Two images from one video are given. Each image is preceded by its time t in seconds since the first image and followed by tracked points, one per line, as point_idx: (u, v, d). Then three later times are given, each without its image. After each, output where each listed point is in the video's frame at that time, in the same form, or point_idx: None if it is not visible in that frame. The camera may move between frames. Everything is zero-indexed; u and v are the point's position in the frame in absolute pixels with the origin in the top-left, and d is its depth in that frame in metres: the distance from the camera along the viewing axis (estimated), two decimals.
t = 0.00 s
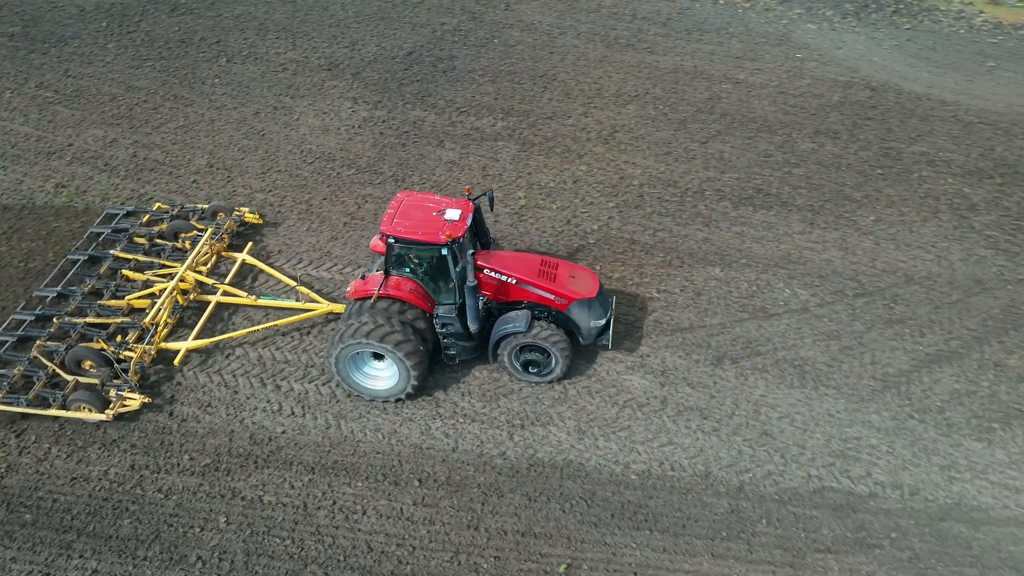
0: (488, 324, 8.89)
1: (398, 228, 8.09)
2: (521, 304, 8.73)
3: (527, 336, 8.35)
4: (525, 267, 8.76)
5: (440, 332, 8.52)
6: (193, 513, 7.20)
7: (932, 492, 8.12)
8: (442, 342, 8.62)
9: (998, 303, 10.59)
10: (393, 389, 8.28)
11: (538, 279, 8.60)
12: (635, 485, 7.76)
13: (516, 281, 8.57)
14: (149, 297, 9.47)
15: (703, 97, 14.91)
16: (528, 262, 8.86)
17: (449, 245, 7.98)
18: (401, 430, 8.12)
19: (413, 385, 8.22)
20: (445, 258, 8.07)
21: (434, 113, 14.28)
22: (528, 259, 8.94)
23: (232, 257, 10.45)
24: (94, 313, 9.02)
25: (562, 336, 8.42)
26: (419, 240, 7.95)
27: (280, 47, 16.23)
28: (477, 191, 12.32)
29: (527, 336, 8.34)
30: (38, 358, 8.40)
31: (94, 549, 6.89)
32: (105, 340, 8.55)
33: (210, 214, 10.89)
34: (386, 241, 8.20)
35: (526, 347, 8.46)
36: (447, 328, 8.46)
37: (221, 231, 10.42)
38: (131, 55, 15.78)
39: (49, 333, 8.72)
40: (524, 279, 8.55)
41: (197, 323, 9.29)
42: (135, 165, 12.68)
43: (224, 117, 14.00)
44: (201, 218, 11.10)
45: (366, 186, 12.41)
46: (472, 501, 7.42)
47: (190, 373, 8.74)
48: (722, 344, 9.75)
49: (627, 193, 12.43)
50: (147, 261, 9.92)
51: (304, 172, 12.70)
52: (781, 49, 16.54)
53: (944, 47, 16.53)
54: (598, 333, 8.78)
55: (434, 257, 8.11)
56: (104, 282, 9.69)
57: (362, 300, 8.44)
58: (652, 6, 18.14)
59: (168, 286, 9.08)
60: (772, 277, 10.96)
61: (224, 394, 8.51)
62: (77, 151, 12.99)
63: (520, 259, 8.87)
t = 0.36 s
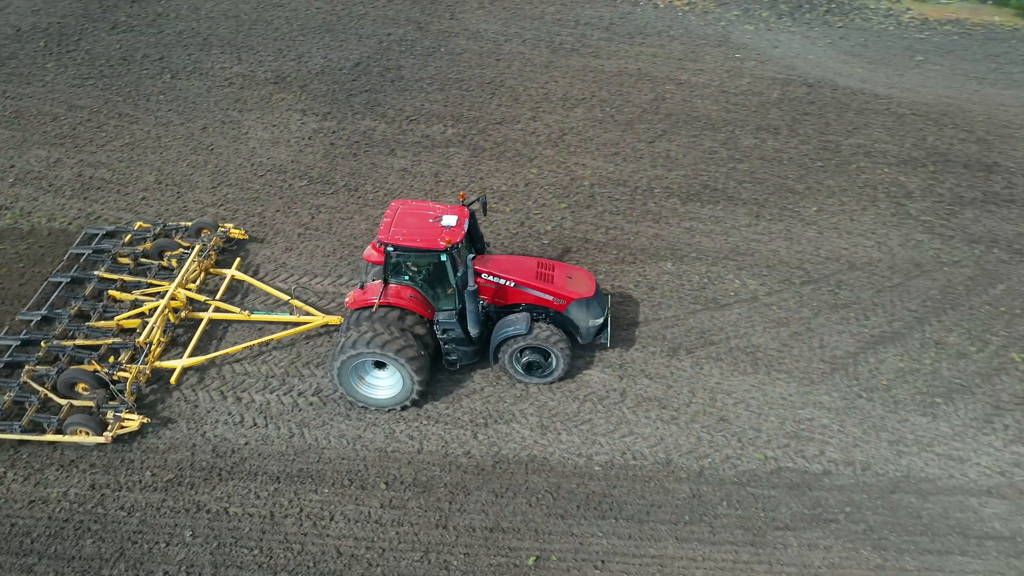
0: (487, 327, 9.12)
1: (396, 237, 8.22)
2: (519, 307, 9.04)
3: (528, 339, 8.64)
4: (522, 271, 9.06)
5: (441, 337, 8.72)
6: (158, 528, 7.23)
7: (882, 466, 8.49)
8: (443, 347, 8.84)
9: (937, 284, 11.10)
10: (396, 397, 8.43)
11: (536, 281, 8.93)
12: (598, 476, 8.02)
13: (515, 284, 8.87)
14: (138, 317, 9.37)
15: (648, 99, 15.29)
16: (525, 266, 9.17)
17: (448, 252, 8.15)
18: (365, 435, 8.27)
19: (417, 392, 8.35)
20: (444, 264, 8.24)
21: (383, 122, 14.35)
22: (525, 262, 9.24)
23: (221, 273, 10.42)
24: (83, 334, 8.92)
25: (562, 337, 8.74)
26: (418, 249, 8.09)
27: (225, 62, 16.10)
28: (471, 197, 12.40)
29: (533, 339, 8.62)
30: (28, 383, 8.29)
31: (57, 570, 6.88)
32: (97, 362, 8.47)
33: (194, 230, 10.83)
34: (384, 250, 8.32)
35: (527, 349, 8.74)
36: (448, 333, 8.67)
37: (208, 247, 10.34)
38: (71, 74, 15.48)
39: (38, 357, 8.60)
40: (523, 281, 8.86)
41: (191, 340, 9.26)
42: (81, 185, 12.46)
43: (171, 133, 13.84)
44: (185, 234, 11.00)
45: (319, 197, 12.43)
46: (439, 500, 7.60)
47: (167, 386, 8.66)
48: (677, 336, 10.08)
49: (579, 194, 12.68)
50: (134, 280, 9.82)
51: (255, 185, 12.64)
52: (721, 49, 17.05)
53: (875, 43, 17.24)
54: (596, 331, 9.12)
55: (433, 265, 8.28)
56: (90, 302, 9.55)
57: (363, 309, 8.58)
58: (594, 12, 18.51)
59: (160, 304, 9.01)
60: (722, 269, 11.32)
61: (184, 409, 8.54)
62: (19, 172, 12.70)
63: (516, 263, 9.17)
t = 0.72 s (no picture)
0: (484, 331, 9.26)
1: (393, 245, 8.31)
2: (516, 310, 9.25)
3: (529, 340, 8.83)
4: (517, 274, 9.29)
5: (441, 343, 8.79)
6: (120, 549, 7.16)
7: (835, 448, 8.83)
8: (444, 354, 8.90)
9: (879, 272, 11.57)
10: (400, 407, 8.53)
11: (532, 284, 9.17)
12: (562, 472, 8.21)
13: (512, 287, 9.09)
14: (129, 337, 9.26)
15: (595, 104, 15.62)
16: (520, 270, 9.41)
17: (447, 257, 8.26)
18: (329, 444, 8.31)
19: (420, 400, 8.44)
20: (443, 270, 8.35)
21: (334, 135, 14.35)
22: (519, 267, 9.50)
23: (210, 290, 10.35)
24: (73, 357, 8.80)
25: (561, 336, 8.97)
26: (416, 255, 8.19)
27: (170, 79, 15.90)
28: (466, 203, 12.68)
29: (537, 340, 8.83)
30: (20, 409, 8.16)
31: None
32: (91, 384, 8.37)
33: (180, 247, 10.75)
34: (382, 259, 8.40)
35: (528, 351, 8.94)
36: (449, 339, 8.73)
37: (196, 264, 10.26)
38: (10, 97, 15.12)
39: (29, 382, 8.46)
40: (521, 284, 9.09)
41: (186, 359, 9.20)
42: (25, 208, 12.19)
43: (117, 152, 13.61)
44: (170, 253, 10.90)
45: (272, 211, 12.37)
46: (406, 504, 7.69)
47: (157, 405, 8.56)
48: (632, 333, 10.35)
49: (531, 199, 12.87)
50: (121, 300, 9.71)
51: (207, 202, 12.51)
52: (664, 54, 17.51)
53: (810, 44, 17.88)
54: (593, 330, 9.40)
55: (432, 271, 8.38)
56: (78, 325, 9.40)
57: (363, 319, 8.64)
58: (539, 21, 18.82)
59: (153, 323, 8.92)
60: (674, 266, 11.63)
61: (142, 427, 8.45)
62: None
63: (511, 267, 9.41)
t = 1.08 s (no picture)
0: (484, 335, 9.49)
1: (392, 253, 8.49)
2: (514, 313, 9.53)
3: (528, 343, 9.11)
4: (515, 279, 9.58)
5: (442, 350, 8.98)
6: (82, 572, 7.17)
7: (790, 436, 9.13)
8: (445, 360, 9.08)
9: (825, 266, 12.00)
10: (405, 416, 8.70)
11: (529, 287, 9.45)
12: (527, 472, 8.40)
13: (511, 290, 9.39)
14: (122, 356, 9.21)
15: (545, 111, 15.87)
16: (518, 274, 9.71)
17: (446, 263, 8.47)
18: (292, 457, 8.39)
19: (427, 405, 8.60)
20: (443, 275, 8.56)
21: (285, 149, 14.28)
22: (518, 271, 9.79)
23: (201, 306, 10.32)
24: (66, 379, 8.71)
25: (559, 337, 9.26)
26: (417, 262, 8.39)
27: (115, 98, 15.64)
28: (460, 210, 12.90)
29: (552, 348, 9.15)
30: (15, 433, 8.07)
31: None
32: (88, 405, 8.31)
33: (166, 265, 10.69)
34: (381, 268, 8.57)
35: (527, 353, 9.20)
36: (450, 345, 8.93)
37: (185, 282, 10.24)
38: None
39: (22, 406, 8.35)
40: (519, 287, 9.39)
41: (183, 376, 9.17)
42: None
43: (63, 173, 13.36)
44: (156, 271, 10.84)
45: (225, 226, 12.27)
46: (372, 513, 7.81)
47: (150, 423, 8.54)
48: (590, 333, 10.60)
49: (486, 206, 13.03)
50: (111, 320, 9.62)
51: (157, 219, 12.35)
52: (610, 61, 17.87)
53: (751, 48, 18.44)
54: (591, 330, 9.69)
55: (431, 278, 8.58)
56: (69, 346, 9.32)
57: (364, 329, 8.76)
58: (486, 31, 19.03)
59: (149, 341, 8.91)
60: (629, 266, 11.90)
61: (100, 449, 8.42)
62: None
63: (510, 272, 9.71)
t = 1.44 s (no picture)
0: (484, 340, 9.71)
1: (394, 262, 8.72)
2: (514, 318, 9.77)
3: (530, 346, 9.32)
4: (513, 284, 9.82)
5: (445, 356, 9.20)
6: None
7: (748, 430, 9.40)
8: (448, 366, 9.28)
9: (776, 264, 12.38)
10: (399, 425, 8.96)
11: (528, 291, 9.71)
12: (493, 477, 8.56)
13: (511, 295, 9.63)
14: (117, 376, 9.21)
15: (498, 121, 16.05)
16: (517, 279, 9.95)
17: (448, 269, 8.73)
18: (256, 474, 8.46)
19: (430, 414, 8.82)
20: (444, 283, 8.82)
21: (238, 166, 14.17)
22: (516, 276, 10.04)
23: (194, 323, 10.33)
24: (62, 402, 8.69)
25: (559, 340, 9.50)
26: (420, 270, 8.63)
27: (59, 119, 15.36)
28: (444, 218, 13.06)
29: (561, 356, 9.43)
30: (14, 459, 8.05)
31: None
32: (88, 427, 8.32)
33: (155, 283, 10.68)
34: (383, 277, 8.78)
35: (529, 356, 9.41)
36: (452, 351, 9.16)
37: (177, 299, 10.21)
38: None
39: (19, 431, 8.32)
40: (519, 292, 9.63)
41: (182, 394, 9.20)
42: None
43: (8, 197, 13.11)
44: (144, 289, 10.79)
45: (178, 245, 12.14)
46: (339, 525, 7.92)
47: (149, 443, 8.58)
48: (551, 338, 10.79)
49: (443, 216, 13.11)
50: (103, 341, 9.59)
51: (108, 240, 12.18)
52: (560, 71, 18.17)
53: (696, 55, 18.94)
54: (590, 330, 9.96)
55: (433, 284, 8.82)
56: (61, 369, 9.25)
57: (367, 338, 8.90)
58: (436, 44, 19.17)
59: (147, 361, 8.93)
60: (586, 271, 12.13)
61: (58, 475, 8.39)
62: None
63: (509, 277, 9.95)
